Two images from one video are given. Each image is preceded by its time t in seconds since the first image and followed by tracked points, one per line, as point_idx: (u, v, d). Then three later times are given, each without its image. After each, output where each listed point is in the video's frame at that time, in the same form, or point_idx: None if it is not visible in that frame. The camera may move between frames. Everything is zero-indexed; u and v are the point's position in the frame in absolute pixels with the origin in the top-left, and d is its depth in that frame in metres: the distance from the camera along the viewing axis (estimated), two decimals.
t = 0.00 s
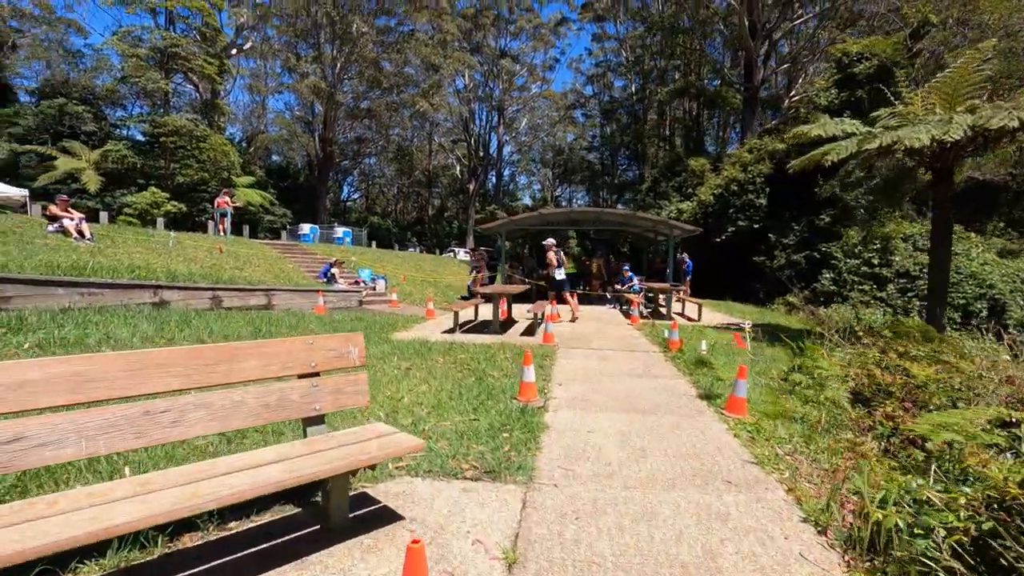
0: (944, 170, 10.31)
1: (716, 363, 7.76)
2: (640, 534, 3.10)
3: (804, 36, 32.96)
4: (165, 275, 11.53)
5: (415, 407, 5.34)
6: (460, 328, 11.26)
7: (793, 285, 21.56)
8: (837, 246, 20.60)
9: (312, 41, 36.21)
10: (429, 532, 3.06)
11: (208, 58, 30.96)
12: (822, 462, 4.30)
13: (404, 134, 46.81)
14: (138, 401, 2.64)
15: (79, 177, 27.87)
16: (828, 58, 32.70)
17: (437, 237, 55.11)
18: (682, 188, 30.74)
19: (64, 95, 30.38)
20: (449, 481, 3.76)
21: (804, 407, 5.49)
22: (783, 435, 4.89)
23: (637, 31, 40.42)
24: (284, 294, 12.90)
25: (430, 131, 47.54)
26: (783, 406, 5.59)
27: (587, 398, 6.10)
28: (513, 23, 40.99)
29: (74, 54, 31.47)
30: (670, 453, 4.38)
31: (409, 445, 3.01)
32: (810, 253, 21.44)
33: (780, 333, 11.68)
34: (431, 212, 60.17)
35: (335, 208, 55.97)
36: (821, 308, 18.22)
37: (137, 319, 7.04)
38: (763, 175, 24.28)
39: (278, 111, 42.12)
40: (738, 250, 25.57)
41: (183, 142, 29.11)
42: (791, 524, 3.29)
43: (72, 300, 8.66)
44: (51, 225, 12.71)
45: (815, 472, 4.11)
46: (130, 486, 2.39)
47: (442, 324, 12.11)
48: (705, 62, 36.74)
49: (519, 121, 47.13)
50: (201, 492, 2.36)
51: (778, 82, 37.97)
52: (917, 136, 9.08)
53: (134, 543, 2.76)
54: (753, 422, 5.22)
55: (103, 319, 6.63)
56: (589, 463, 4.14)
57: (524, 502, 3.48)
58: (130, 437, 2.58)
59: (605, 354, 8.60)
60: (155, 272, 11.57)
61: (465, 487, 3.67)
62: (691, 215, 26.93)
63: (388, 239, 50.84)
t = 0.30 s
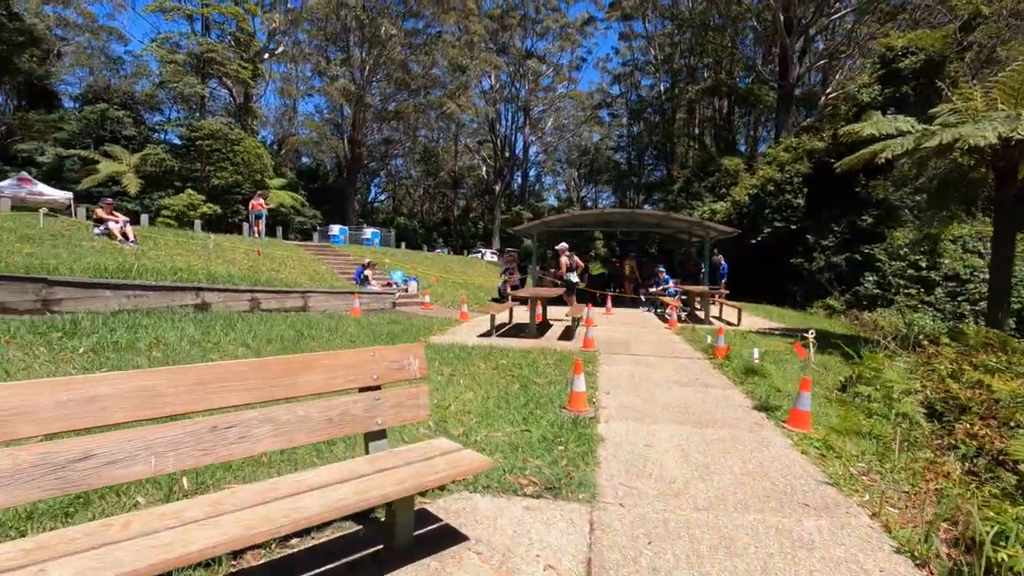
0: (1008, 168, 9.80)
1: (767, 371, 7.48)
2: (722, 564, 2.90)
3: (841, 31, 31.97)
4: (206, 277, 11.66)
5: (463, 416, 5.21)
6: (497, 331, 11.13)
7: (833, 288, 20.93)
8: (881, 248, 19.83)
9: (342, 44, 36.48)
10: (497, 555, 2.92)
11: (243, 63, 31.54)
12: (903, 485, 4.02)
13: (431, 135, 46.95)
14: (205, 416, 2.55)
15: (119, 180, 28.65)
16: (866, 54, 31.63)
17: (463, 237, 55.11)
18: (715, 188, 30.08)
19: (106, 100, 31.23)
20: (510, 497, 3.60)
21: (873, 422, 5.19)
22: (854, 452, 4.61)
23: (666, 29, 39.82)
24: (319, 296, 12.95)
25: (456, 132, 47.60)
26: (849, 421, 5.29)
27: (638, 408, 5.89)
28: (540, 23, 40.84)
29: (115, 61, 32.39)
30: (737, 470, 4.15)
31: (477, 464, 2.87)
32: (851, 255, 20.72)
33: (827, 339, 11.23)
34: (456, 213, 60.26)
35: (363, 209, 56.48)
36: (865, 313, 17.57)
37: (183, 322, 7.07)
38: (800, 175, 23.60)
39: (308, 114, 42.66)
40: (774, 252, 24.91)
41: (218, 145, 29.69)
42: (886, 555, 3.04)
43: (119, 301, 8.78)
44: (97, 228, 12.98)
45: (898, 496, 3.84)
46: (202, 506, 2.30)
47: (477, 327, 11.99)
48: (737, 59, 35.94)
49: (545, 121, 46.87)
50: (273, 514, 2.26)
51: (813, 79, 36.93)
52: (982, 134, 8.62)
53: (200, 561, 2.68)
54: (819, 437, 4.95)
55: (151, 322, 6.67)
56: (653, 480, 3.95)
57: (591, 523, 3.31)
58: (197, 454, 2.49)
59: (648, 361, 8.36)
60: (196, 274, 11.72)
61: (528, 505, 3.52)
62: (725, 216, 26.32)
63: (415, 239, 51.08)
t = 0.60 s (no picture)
0: None
1: (832, 379, 7.08)
2: None
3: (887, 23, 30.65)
4: (248, 278, 11.77)
5: (519, 425, 5.02)
6: (539, 334, 10.92)
7: (883, 291, 20.19)
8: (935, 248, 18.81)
9: (375, 46, 36.80)
10: None
11: (280, 66, 32.09)
12: (1011, 512, 3.66)
13: (461, 135, 47.03)
14: (276, 432, 2.40)
15: (163, 183, 29.51)
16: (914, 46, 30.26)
17: (492, 237, 55.06)
18: (754, 186, 29.21)
19: (151, 105, 32.25)
20: (581, 517, 3.38)
21: (964, 439, 4.79)
22: (947, 472, 4.24)
23: (701, 24, 38.93)
24: (358, 296, 12.96)
25: (486, 132, 47.61)
26: (936, 437, 4.90)
27: (699, 417, 5.61)
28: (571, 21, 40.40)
29: (159, 67, 33.44)
30: (821, 491, 3.84)
31: (557, 486, 2.67)
32: (903, 257, 19.89)
33: (888, 345, 10.65)
34: (486, 213, 60.35)
35: (394, 209, 57.01)
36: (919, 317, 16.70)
37: (231, 324, 7.06)
38: (847, 172, 22.73)
39: (341, 116, 43.17)
40: (819, 252, 24.04)
41: (257, 148, 30.33)
42: None
43: (168, 302, 8.87)
44: (145, 229, 13.24)
45: (1009, 526, 3.47)
46: (275, 530, 2.14)
47: (517, 329, 11.79)
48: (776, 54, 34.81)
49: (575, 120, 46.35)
50: (351, 542, 2.08)
51: (856, 73, 35.57)
52: None
53: None
54: (904, 454, 4.59)
55: (201, 324, 6.67)
56: (732, 500, 3.67)
57: (673, 549, 3.08)
58: (268, 471, 2.35)
59: (702, 367, 8.02)
60: (239, 275, 11.83)
61: (602, 526, 3.29)
62: (766, 215, 25.54)
63: (445, 239, 51.33)
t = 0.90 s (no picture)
0: None
1: (915, 387, 6.57)
2: None
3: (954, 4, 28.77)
4: (300, 275, 11.92)
5: (583, 432, 4.80)
6: (590, 335, 10.66)
7: (952, 289, 18.91)
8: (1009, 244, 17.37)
9: (416, 45, 37.06)
10: None
11: (325, 67, 32.67)
12: None
13: (500, 132, 46.95)
14: (356, 444, 2.26)
15: (215, 182, 30.50)
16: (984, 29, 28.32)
17: (531, 234, 54.76)
18: (808, 180, 27.97)
19: (204, 107, 33.43)
20: (664, 536, 3.14)
21: None
22: None
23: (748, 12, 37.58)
24: (405, 294, 12.96)
25: (525, 129, 47.37)
26: None
27: (773, 426, 5.26)
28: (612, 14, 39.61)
29: (211, 70, 34.62)
30: (929, 516, 3.47)
31: (652, 508, 2.44)
32: (974, 253, 18.56)
33: (968, 350, 9.89)
34: (524, 210, 60.13)
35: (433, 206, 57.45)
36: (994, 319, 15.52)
37: (287, 322, 7.07)
38: (913, 164, 21.58)
39: (382, 115, 43.67)
40: (880, 249, 22.79)
41: (303, 147, 31.00)
42: None
43: (224, 299, 9.01)
44: (201, 227, 13.58)
45: None
46: (360, 552, 1.99)
47: (565, 329, 11.54)
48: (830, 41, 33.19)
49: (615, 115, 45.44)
50: (441, 568, 1.91)
51: (918, 59, 33.58)
52: None
53: None
54: (1015, 475, 4.15)
55: (260, 322, 6.69)
56: (828, 523, 3.35)
57: None
58: (349, 486, 2.21)
59: (766, 371, 7.59)
60: (290, 272, 11.99)
61: (689, 547, 3.04)
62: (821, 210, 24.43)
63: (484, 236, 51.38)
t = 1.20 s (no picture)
0: None
1: (1001, 389, 6.08)
2: None
3: None
4: (345, 266, 12.00)
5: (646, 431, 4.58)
6: (638, 328, 10.37)
7: None
8: None
9: (452, 36, 36.90)
10: None
11: (364, 59, 32.87)
12: None
13: (536, 123, 46.50)
14: (436, 448, 2.12)
15: (258, 175, 31.13)
16: None
17: (566, 225, 54.17)
18: (861, 168, 26.66)
19: (247, 102, 34.18)
20: (751, 549, 2.93)
21: None
22: None
23: None
24: (447, 285, 12.89)
25: (561, 119, 46.77)
26: None
27: (850, 428, 4.92)
28: None
29: (254, 65, 35.36)
30: None
31: (756, 525, 2.21)
32: None
33: None
34: (560, 201, 59.54)
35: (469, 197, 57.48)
36: None
37: (337, 313, 7.06)
38: (978, 149, 20.18)
39: (418, 107, 43.77)
40: (942, 240, 21.52)
41: (342, 139, 31.35)
42: None
43: (273, 289, 9.09)
44: (249, 219, 13.79)
45: None
46: (447, 567, 1.85)
47: (611, 322, 11.26)
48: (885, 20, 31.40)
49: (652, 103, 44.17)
50: None
51: (983, 38, 31.47)
52: None
53: None
54: None
55: (310, 313, 6.68)
56: (933, 540, 3.07)
57: None
58: (430, 492, 2.07)
59: (833, 369, 7.17)
60: (335, 263, 12.07)
61: (779, 562, 2.82)
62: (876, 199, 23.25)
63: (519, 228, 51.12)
